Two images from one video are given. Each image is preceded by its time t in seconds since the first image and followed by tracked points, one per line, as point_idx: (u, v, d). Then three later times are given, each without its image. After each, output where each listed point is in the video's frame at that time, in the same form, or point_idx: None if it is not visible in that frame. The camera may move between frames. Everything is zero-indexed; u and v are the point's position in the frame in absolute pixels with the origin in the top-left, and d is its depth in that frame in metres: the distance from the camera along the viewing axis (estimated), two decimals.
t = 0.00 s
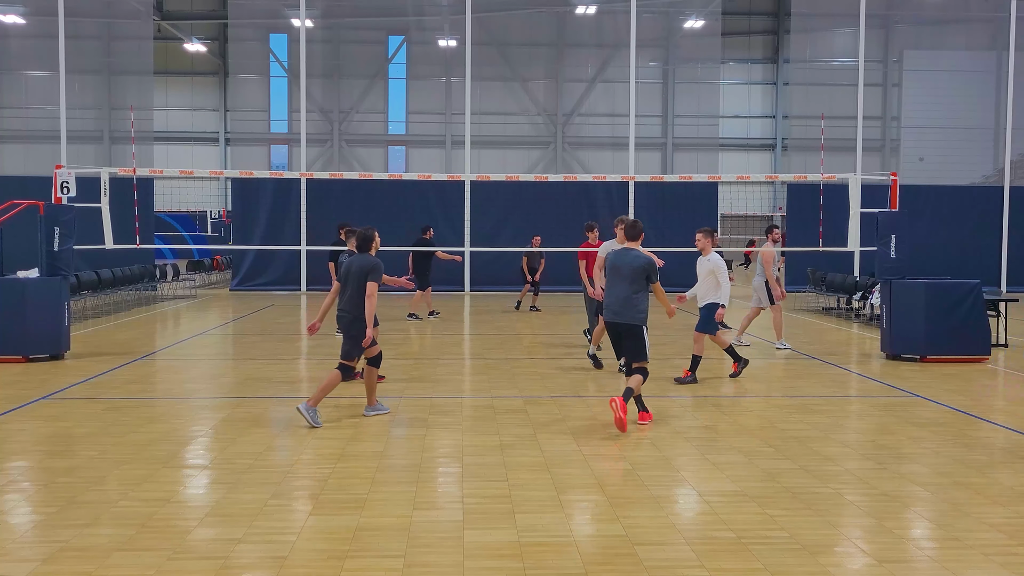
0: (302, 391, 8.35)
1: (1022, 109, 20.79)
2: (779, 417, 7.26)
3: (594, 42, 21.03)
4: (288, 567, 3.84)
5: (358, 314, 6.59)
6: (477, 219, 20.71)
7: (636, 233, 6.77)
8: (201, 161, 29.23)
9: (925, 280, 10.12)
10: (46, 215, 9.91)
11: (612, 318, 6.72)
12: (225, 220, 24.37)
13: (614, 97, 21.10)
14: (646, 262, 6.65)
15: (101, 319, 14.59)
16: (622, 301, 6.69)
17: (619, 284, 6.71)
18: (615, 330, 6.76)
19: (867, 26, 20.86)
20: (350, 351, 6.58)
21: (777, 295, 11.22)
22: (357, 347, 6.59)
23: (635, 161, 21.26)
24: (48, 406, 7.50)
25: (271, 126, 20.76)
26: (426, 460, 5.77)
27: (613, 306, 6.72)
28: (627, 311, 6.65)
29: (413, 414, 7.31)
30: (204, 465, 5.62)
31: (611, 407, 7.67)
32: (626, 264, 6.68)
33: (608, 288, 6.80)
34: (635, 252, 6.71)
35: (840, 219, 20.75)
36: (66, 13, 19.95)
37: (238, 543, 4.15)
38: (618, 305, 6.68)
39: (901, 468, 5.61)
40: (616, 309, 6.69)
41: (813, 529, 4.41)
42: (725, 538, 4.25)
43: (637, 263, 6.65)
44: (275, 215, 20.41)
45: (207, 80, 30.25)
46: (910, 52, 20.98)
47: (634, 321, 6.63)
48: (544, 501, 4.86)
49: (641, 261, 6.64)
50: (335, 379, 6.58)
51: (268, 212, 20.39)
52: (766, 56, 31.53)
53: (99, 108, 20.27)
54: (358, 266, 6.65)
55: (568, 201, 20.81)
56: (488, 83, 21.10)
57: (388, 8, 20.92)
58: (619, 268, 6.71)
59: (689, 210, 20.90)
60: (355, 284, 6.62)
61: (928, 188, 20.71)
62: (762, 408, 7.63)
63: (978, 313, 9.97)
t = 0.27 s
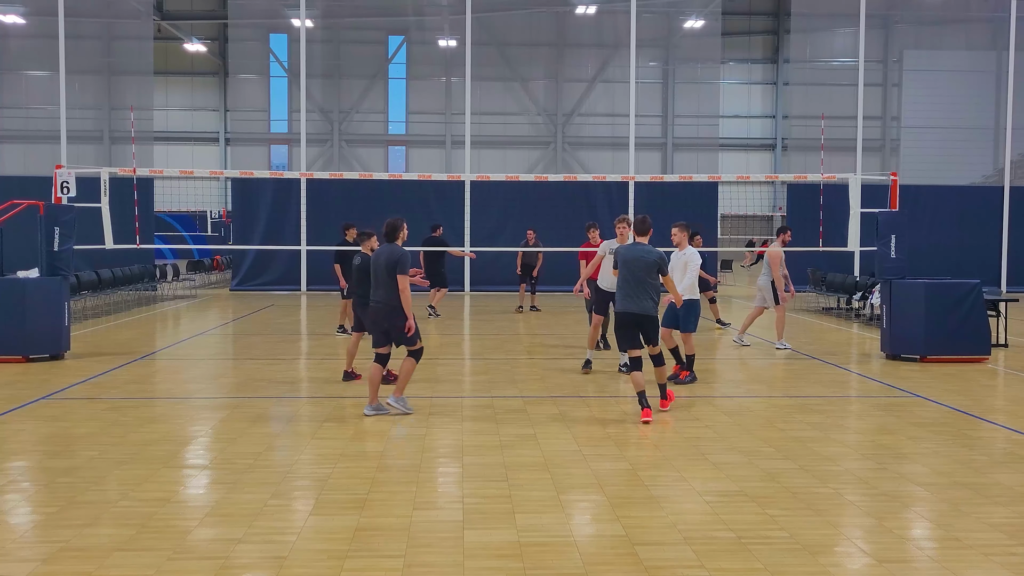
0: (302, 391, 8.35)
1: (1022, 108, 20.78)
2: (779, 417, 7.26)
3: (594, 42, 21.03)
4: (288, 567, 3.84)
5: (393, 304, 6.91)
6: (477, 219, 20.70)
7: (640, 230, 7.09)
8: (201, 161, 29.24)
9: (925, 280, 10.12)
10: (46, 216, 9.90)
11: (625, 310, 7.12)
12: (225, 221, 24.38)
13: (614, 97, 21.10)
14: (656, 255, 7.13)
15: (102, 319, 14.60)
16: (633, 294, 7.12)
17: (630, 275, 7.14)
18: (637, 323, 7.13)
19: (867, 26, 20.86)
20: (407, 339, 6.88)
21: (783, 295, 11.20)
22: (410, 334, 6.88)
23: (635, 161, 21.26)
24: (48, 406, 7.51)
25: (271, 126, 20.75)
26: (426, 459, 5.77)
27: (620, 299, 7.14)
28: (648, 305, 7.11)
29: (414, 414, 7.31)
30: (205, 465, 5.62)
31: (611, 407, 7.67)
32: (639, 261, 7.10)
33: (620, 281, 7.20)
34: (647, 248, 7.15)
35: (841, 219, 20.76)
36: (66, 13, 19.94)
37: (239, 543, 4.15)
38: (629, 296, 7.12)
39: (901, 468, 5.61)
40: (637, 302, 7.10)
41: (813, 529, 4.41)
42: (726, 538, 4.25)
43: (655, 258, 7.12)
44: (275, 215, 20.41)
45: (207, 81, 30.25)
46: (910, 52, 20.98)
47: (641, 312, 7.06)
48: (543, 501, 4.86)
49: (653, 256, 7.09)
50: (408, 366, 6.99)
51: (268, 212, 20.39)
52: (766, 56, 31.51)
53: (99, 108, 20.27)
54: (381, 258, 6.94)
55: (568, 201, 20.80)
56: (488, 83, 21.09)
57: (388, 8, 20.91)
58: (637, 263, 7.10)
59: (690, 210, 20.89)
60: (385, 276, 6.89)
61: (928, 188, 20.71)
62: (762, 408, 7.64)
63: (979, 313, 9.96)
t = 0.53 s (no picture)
0: (302, 391, 8.35)
1: (1022, 108, 20.77)
2: (779, 416, 7.26)
3: (594, 42, 21.03)
4: (288, 567, 3.84)
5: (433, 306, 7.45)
6: (477, 219, 20.70)
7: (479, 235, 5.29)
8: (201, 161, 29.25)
9: (925, 280, 10.12)
10: (46, 216, 9.90)
11: (634, 318, 7.48)
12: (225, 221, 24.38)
13: (614, 97, 21.10)
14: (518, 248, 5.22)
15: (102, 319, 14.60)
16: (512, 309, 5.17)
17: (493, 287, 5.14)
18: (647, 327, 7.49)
19: (867, 26, 20.86)
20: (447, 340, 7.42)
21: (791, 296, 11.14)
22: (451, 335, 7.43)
23: (635, 161, 21.26)
24: (48, 406, 7.51)
25: (271, 126, 20.76)
26: (426, 459, 5.77)
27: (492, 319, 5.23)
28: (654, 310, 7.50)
29: (414, 414, 7.31)
30: (205, 465, 5.62)
31: (611, 407, 7.67)
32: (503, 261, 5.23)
33: (626, 291, 7.54)
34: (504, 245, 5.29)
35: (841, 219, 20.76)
36: (66, 13, 19.94)
37: (239, 543, 4.15)
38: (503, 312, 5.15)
39: (901, 468, 5.61)
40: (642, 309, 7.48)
41: (813, 529, 4.41)
42: (726, 538, 4.25)
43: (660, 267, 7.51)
44: (275, 215, 20.41)
45: (207, 81, 30.25)
46: (910, 52, 20.98)
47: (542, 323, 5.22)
48: (543, 501, 4.86)
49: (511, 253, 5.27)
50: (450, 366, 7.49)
51: (268, 213, 20.40)
52: (766, 56, 31.51)
53: (99, 108, 20.27)
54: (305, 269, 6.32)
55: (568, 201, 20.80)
56: (488, 83, 21.09)
57: (388, 8, 20.91)
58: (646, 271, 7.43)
59: (690, 210, 20.90)
60: (425, 278, 7.40)
61: (928, 188, 20.72)
62: (762, 408, 7.63)
63: (979, 313, 9.97)
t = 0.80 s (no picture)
0: (303, 391, 8.35)
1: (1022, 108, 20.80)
2: (779, 416, 7.26)
3: (594, 42, 21.03)
4: (288, 567, 3.84)
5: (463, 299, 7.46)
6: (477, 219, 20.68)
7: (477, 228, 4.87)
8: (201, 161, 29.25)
9: (925, 280, 10.11)
10: (45, 216, 9.89)
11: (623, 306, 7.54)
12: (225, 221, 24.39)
13: (614, 97, 21.10)
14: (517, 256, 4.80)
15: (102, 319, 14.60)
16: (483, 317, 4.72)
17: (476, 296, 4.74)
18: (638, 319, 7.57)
19: (867, 26, 20.86)
20: (467, 334, 7.39)
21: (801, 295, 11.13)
22: (474, 329, 7.41)
23: (635, 161, 21.27)
24: (48, 406, 7.51)
25: (271, 126, 20.76)
26: (425, 460, 5.77)
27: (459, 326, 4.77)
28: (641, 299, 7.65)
29: (413, 414, 7.31)
30: (205, 465, 5.62)
31: (611, 407, 7.66)
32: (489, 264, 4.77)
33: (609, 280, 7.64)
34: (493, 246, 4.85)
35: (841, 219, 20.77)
36: (66, 13, 19.94)
37: (239, 543, 4.15)
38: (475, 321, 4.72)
39: (901, 468, 5.61)
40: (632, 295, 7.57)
41: (813, 529, 4.41)
42: (725, 538, 4.25)
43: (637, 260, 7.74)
44: (275, 215, 20.41)
45: (207, 80, 30.25)
46: (910, 52, 20.98)
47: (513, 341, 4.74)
48: (543, 501, 4.86)
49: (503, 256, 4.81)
50: (457, 363, 7.45)
51: (268, 213, 20.40)
52: (766, 56, 31.51)
53: (99, 108, 20.27)
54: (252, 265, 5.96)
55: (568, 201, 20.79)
56: (488, 83, 21.09)
57: (388, 8, 20.92)
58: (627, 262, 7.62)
59: (690, 210, 20.91)
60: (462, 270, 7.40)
61: (928, 188, 20.73)
62: (762, 408, 7.63)
63: (979, 312, 9.97)
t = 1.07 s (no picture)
0: (303, 391, 8.35)
1: (1022, 108, 20.82)
2: (779, 417, 7.27)
3: (594, 42, 21.04)
4: (288, 567, 3.84)
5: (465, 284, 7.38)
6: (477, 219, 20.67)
7: (509, 227, 4.83)
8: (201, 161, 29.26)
9: (925, 280, 10.12)
10: (45, 216, 9.87)
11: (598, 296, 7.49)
12: (225, 221, 24.39)
13: (614, 97, 21.10)
14: (544, 259, 4.75)
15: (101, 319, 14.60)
16: (502, 319, 4.70)
17: (496, 297, 4.69)
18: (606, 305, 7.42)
19: (866, 26, 20.87)
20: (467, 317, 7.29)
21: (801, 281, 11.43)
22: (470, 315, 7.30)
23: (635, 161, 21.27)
24: (48, 406, 7.50)
25: (271, 126, 20.77)
26: (426, 460, 5.77)
27: (480, 324, 4.75)
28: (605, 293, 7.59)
29: (414, 414, 7.31)
30: (205, 465, 5.62)
31: (611, 407, 7.67)
32: (514, 265, 4.71)
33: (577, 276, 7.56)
34: (522, 247, 4.80)
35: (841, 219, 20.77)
36: (66, 13, 19.95)
37: (240, 543, 4.15)
38: (494, 322, 4.70)
39: (901, 468, 5.61)
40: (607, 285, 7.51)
41: (813, 529, 4.41)
42: (725, 538, 4.26)
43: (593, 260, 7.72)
44: (275, 215, 20.40)
45: (207, 80, 30.25)
46: (910, 52, 20.99)
47: (530, 347, 4.69)
48: (543, 501, 4.86)
49: (530, 258, 4.74)
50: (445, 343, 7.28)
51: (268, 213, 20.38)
52: (766, 56, 31.52)
53: (99, 108, 20.27)
54: (252, 261, 5.95)
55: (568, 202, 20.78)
56: (488, 83, 21.09)
57: (388, 8, 20.94)
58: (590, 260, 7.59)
59: (690, 210, 20.92)
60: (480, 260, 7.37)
61: (928, 188, 20.75)
62: (762, 408, 7.64)
63: (979, 312, 9.97)
